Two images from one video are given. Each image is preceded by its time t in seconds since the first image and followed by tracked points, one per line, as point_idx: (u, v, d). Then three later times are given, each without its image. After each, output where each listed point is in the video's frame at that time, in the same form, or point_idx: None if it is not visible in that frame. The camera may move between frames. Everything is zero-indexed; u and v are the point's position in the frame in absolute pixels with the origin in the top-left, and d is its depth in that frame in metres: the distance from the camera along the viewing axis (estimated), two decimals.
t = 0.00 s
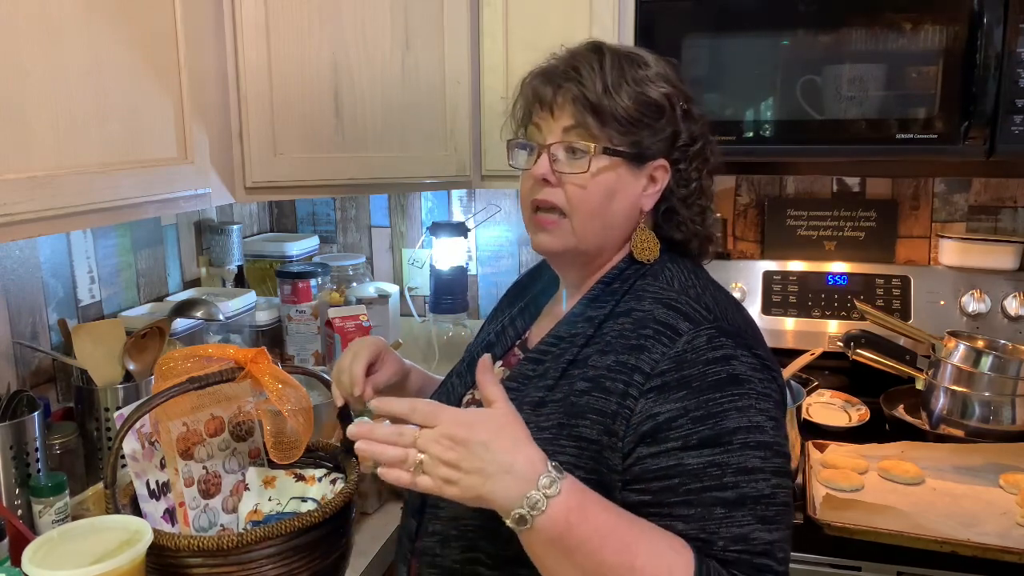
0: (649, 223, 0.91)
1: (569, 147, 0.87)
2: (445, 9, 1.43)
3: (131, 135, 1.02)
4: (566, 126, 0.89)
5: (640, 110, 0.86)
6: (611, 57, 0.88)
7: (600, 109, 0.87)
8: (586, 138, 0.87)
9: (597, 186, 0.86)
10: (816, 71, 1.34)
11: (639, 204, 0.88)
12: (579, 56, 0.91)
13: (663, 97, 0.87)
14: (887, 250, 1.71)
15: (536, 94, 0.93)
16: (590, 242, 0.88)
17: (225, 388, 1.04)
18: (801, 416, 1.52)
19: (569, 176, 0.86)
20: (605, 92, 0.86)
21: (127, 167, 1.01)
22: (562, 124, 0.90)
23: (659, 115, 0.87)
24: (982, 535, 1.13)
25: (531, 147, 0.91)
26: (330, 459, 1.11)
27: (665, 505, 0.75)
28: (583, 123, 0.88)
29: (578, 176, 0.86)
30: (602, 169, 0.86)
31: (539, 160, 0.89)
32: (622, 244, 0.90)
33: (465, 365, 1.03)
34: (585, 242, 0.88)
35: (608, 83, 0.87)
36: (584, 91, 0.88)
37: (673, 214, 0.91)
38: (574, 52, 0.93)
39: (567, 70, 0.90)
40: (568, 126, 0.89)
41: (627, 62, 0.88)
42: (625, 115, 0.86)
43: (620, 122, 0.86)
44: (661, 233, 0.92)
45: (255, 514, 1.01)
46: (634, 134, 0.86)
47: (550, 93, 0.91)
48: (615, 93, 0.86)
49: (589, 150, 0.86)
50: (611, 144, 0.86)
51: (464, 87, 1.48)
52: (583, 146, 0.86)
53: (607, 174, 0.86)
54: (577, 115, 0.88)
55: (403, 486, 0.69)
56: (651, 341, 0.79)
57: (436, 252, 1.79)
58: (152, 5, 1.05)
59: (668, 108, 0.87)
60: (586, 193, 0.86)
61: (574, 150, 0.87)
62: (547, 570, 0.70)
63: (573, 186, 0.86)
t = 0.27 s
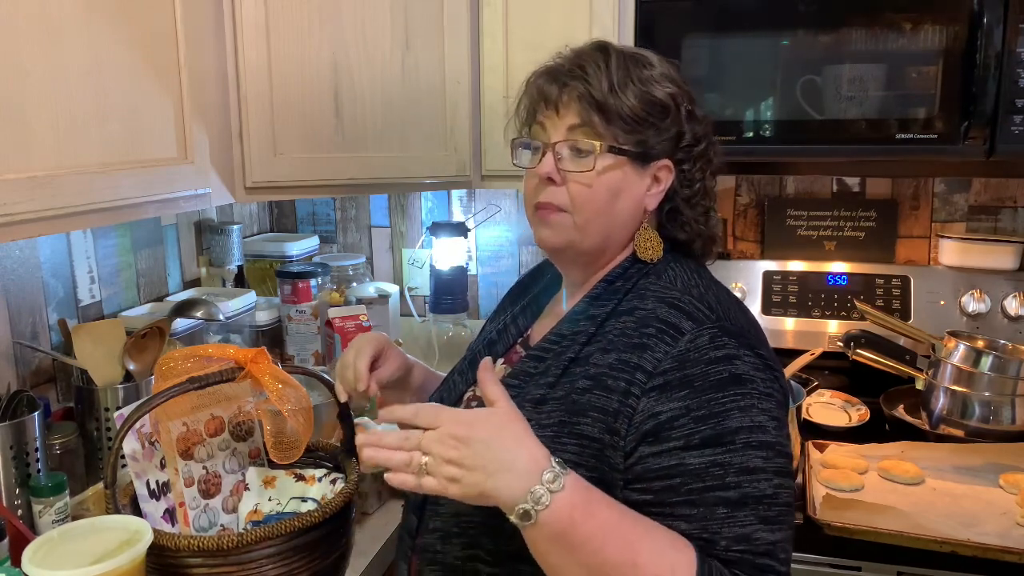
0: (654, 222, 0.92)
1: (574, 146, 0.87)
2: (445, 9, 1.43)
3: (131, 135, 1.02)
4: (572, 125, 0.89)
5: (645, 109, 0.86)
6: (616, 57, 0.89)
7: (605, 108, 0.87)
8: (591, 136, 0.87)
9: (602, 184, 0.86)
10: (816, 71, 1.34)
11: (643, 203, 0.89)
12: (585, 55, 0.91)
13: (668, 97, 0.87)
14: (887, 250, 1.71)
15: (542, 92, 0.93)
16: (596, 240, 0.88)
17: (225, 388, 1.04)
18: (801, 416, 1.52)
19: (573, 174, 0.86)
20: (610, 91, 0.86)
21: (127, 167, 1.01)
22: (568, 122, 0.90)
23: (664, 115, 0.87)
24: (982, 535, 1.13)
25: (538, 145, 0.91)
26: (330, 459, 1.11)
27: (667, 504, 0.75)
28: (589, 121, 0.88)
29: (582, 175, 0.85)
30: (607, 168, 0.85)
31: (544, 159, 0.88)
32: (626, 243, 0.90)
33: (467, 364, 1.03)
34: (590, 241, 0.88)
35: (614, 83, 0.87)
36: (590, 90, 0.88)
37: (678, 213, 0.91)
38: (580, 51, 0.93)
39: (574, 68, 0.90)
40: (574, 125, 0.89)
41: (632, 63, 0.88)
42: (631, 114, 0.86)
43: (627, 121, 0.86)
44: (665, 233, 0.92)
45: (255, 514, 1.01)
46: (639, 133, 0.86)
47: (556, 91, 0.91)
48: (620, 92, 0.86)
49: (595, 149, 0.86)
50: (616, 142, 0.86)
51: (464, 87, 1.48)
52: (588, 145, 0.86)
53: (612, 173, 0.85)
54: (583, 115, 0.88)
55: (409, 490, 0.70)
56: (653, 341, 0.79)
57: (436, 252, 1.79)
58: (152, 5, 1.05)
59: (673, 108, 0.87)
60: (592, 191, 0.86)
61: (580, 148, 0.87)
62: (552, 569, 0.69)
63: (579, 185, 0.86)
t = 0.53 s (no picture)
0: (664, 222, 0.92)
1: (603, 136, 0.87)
2: (445, 9, 1.43)
3: (131, 135, 1.02)
4: (599, 114, 0.88)
5: (669, 106, 0.88)
6: (638, 53, 0.90)
7: (635, 99, 0.87)
8: (620, 126, 0.87)
9: (632, 176, 0.86)
10: (816, 71, 1.34)
11: (656, 203, 0.90)
12: (606, 48, 0.92)
13: (686, 97, 0.90)
14: (888, 251, 1.71)
15: (565, 80, 0.91)
16: (614, 235, 0.87)
17: (226, 388, 1.04)
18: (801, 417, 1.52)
19: (603, 164, 0.85)
20: (640, 84, 0.87)
21: (127, 167, 1.01)
22: (595, 110, 0.88)
23: (682, 114, 0.90)
24: (983, 535, 1.12)
25: (562, 133, 0.89)
26: (330, 459, 1.11)
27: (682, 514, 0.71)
28: (617, 111, 0.87)
29: (613, 165, 0.85)
30: (637, 161, 0.86)
31: (570, 148, 0.87)
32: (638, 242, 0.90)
33: (466, 367, 1.02)
34: (611, 236, 0.87)
35: (641, 77, 0.88)
36: (622, 80, 0.88)
37: (686, 214, 0.92)
38: (598, 45, 0.93)
39: (598, 58, 0.90)
40: (601, 114, 0.88)
41: (655, 65, 0.90)
42: (658, 109, 0.87)
43: (654, 116, 0.87)
44: (672, 232, 0.92)
45: (255, 514, 1.01)
46: (664, 129, 0.87)
47: (581, 80, 0.90)
48: (649, 86, 0.88)
49: (626, 139, 0.86)
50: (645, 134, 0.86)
51: (464, 88, 1.48)
52: (618, 135, 0.86)
53: (641, 166, 0.86)
54: (613, 104, 0.88)
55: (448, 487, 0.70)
56: (659, 349, 0.77)
57: (436, 252, 1.79)
58: (152, 5, 1.05)
59: (689, 108, 0.90)
60: (621, 183, 0.85)
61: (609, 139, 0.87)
62: (600, 563, 0.66)
63: (610, 175, 0.85)
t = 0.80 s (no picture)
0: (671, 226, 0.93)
1: (612, 145, 0.87)
2: (445, 9, 1.43)
3: (131, 135, 1.02)
4: (608, 121, 0.88)
5: (678, 111, 0.88)
6: (647, 57, 0.89)
7: (644, 106, 0.87)
8: (629, 135, 0.87)
9: (641, 187, 0.86)
10: (816, 71, 1.34)
11: (664, 208, 0.90)
12: (615, 52, 0.91)
13: (696, 101, 0.89)
14: (888, 251, 1.71)
15: (573, 86, 0.91)
16: (622, 242, 0.88)
17: (225, 388, 1.04)
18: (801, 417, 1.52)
19: (612, 175, 0.85)
20: (649, 90, 0.87)
21: (127, 167, 1.01)
22: (603, 118, 0.88)
23: (690, 118, 0.89)
24: (982, 535, 1.12)
25: (570, 141, 0.89)
26: (330, 459, 1.11)
27: (699, 532, 0.74)
28: (626, 119, 0.87)
29: (623, 176, 0.85)
30: (646, 170, 0.86)
31: (578, 157, 0.87)
32: (644, 248, 0.91)
33: (467, 368, 1.02)
34: (618, 243, 0.88)
35: (651, 82, 0.87)
36: (631, 86, 0.87)
37: (693, 220, 0.93)
38: (606, 47, 0.92)
39: (607, 63, 0.89)
40: (609, 122, 0.88)
41: (663, 65, 0.89)
42: (667, 116, 0.87)
43: (663, 123, 0.87)
44: (679, 236, 0.93)
45: (255, 514, 1.01)
46: (673, 136, 0.87)
47: (590, 86, 0.90)
48: (658, 92, 0.87)
49: (635, 148, 0.86)
50: (654, 143, 0.87)
51: (464, 88, 1.48)
52: (627, 144, 0.86)
53: (650, 176, 0.86)
54: (623, 111, 0.87)
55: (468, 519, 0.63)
56: (673, 362, 0.79)
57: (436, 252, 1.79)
58: (152, 5, 1.05)
59: (698, 111, 0.90)
60: (630, 192, 0.86)
61: (617, 147, 0.87)
62: None
63: (619, 186, 0.85)
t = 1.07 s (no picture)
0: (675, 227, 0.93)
1: (615, 147, 0.87)
2: (445, 9, 1.43)
3: (131, 134, 1.02)
4: (611, 124, 0.88)
5: (682, 112, 0.88)
6: (651, 57, 0.89)
7: (648, 108, 0.87)
8: (632, 137, 0.87)
9: (645, 190, 0.86)
10: (816, 71, 1.34)
11: (668, 209, 0.90)
12: (618, 52, 0.91)
13: (700, 100, 0.89)
14: (888, 251, 1.71)
15: (575, 88, 0.91)
16: (626, 244, 0.88)
17: (225, 387, 1.04)
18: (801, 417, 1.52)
19: (615, 178, 0.85)
20: (653, 92, 0.87)
21: (127, 167, 1.01)
22: (606, 120, 0.88)
23: (695, 118, 0.89)
24: (982, 535, 1.12)
25: (573, 143, 0.89)
26: (330, 459, 1.11)
27: (709, 543, 0.74)
28: (629, 121, 0.87)
29: (626, 178, 0.85)
30: (649, 172, 0.86)
31: (581, 159, 0.87)
32: (648, 249, 0.91)
33: (469, 371, 1.02)
34: (621, 245, 0.88)
35: (654, 83, 0.87)
36: (634, 88, 0.87)
37: (697, 221, 0.93)
38: (609, 48, 0.92)
39: (609, 64, 0.89)
40: (613, 124, 0.88)
41: (666, 65, 0.89)
42: (671, 117, 0.87)
43: (667, 125, 0.87)
44: (683, 237, 0.93)
45: (255, 514, 1.01)
46: (677, 137, 0.87)
47: (593, 87, 0.90)
48: (662, 93, 0.87)
49: (638, 151, 0.86)
50: (657, 145, 0.87)
51: (464, 88, 1.48)
52: (630, 147, 0.86)
53: (654, 178, 0.86)
54: (626, 113, 0.87)
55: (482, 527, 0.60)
56: (681, 370, 0.79)
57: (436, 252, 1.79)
58: (153, 5, 1.05)
59: (703, 111, 0.90)
60: (634, 195, 0.86)
61: (620, 150, 0.87)
62: None
63: (623, 189, 0.85)
